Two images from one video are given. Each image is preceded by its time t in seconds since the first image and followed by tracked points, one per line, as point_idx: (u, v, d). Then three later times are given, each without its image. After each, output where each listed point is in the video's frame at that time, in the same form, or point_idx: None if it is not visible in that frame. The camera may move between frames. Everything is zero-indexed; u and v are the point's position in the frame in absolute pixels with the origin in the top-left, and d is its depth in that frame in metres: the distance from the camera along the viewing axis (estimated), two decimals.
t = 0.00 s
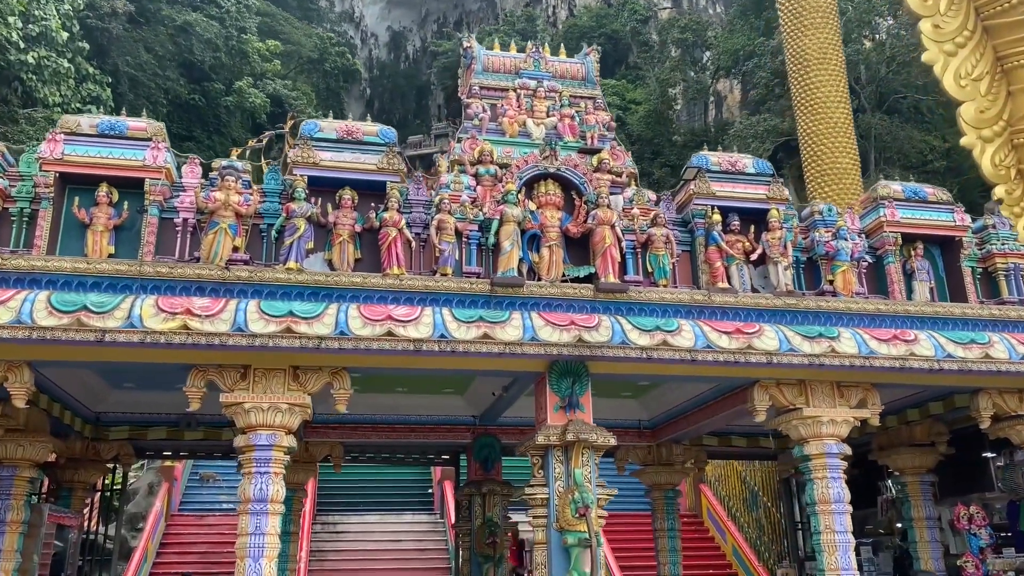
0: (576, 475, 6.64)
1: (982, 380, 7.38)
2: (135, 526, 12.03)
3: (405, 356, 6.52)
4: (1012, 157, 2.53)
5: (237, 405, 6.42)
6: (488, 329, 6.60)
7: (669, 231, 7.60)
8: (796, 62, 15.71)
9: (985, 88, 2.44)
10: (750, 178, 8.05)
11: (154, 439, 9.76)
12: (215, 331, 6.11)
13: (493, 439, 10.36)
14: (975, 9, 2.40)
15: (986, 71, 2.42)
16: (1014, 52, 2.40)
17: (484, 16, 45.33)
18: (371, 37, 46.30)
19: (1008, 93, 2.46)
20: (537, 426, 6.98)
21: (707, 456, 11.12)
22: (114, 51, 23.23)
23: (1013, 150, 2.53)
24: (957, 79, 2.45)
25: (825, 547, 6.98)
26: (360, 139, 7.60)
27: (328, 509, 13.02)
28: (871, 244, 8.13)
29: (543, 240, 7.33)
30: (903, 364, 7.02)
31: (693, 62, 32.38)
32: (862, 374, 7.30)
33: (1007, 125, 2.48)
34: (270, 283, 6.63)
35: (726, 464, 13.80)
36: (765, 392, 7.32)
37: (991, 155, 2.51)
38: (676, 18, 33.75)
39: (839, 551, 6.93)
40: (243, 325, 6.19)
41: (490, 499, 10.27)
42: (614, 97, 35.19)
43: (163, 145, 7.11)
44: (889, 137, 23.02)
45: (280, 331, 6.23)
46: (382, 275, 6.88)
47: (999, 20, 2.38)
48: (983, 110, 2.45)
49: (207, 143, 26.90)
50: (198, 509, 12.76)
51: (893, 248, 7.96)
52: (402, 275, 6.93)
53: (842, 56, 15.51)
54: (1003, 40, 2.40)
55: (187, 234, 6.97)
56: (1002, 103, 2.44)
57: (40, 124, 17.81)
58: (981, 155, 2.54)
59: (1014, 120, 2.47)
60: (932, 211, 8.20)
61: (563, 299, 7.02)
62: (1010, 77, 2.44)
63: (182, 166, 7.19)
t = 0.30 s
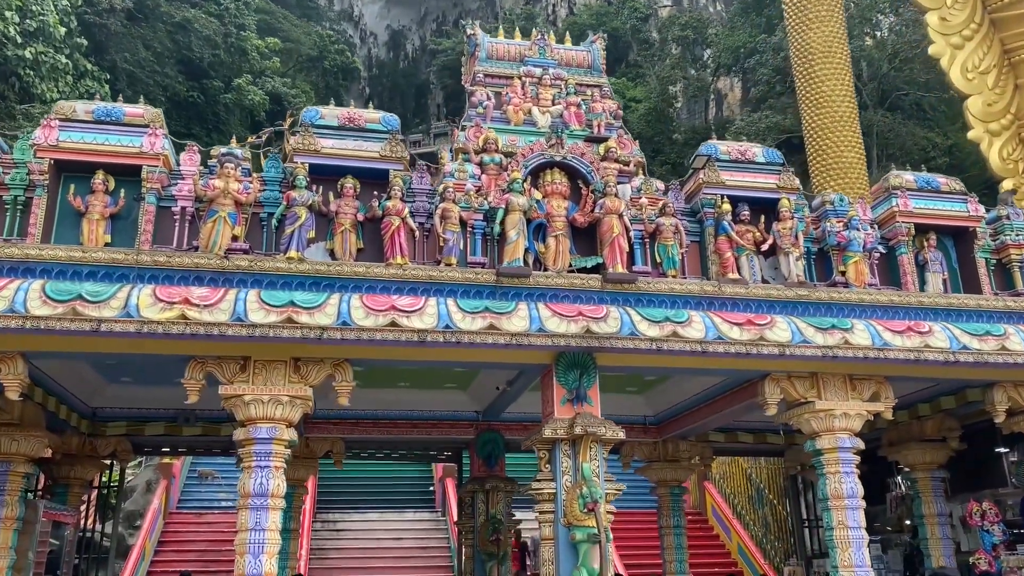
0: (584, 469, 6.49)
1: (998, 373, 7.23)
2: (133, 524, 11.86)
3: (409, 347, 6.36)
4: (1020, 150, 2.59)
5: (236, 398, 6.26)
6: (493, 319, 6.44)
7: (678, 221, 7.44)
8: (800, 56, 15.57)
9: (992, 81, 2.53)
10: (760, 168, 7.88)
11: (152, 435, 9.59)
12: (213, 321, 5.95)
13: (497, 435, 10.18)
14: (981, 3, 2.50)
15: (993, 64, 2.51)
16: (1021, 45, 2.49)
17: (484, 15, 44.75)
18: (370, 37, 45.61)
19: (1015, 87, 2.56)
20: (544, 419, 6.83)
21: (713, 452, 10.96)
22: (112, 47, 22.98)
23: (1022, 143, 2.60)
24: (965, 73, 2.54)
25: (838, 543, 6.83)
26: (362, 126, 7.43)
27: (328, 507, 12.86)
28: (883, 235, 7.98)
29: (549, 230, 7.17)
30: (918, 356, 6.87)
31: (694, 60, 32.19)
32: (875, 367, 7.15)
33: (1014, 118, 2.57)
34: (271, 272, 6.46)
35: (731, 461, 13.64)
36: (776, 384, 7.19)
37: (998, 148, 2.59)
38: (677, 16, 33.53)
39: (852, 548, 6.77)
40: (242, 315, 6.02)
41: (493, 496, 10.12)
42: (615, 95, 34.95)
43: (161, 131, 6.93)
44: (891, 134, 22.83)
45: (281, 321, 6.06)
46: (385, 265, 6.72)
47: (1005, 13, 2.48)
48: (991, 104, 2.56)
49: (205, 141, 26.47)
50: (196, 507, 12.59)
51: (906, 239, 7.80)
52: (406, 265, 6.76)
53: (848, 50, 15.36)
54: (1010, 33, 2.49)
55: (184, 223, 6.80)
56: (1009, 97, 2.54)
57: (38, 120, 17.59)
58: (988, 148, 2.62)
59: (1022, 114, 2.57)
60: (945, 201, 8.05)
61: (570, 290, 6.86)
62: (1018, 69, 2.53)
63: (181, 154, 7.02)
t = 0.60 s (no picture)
0: (592, 468, 6.31)
1: (1015, 368, 7.06)
2: (130, 524, 11.68)
3: (412, 341, 6.19)
4: None
5: (234, 394, 6.07)
6: (499, 313, 6.27)
7: (687, 213, 7.25)
8: (806, 51, 15.38)
9: (1000, 75, 2.59)
10: (772, 159, 7.68)
11: (149, 433, 9.40)
12: (211, 315, 5.77)
13: (500, 434, 9.99)
14: None
15: (1000, 58, 2.58)
16: None
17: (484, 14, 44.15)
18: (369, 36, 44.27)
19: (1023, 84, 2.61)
20: (550, 416, 6.65)
21: (719, 451, 10.77)
22: (111, 44, 22.72)
23: None
24: (973, 67, 2.60)
25: (852, 543, 6.65)
26: (363, 116, 7.20)
27: (328, 506, 12.68)
28: (897, 228, 7.79)
29: (555, 222, 6.99)
30: (934, 351, 6.69)
31: (695, 58, 32.00)
32: (890, 362, 6.98)
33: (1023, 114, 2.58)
34: (269, 265, 6.28)
35: (737, 460, 13.46)
36: (788, 380, 7.01)
37: (1008, 142, 2.57)
38: (678, 14, 33.28)
39: (866, 548, 6.59)
40: (240, 309, 5.84)
41: (498, 495, 9.88)
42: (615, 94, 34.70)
43: (156, 120, 6.73)
44: (894, 131, 22.63)
45: (280, 315, 5.88)
46: (387, 258, 6.53)
47: (1011, 9, 2.57)
48: (999, 97, 2.59)
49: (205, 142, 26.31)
50: (194, 507, 12.40)
51: (920, 232, 7.63)
52: (408, 258, 6.58)
53: (854, 44, 15.18)
54: (1017, 27, 2.59)
55: (181, 215, 6.62)
56: (1017, 91, 2.57)
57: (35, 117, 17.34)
58: (996, 143, 2.60)
59: None
60: (960, 193, 7.86)
61: (576, 284, 6.68)
62: None
63: (177, 143, 6.82)
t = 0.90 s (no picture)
0: (603, 463, 6.16)
1: None
2: (129, 522, 11.53)
3: (417, 333, 6.04)
4: None
5: (235, 386, 5.91)
6: (506, 304, 6.11)
7: (698, 202, 7.09)
8: (812, 44, 15.22)
9: (1009, 68, 2.59)
10: (784, 148, 7.53)
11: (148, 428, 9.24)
12: (211, 305, 5.61)
13: (504, 430, 9.85)
14: None
15: (1009, 52, 2.59)
16: None
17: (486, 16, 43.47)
18: (369, 34, 40.41)
19: None
20: (558, 410, 6.49)
21: (727, 448, 10.61)
22: (110, 41, 22.46)
23: None
24: (981, 59, 2.62)
25: (868, 541, 6.50)
26: (366, 103, 7.03)
27: (330, 504, 12.52)
28: (911, 219, 7.64)
29: (563, 212, 6.83)
30: (951, 344, 6.55)
31: (697, 56, 31.82)
32: (906, 355, 6.83)
33: None
34: (271, 255, 6.12)
35: (744, 457, 13.31)
36: (801, 374, 6.85)
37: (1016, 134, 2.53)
38: (680, 12, 33.08)
39: (882, 545, 6.44)
40: (241, 299, 5.68)
41: (502, 492, 9.73)
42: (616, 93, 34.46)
43: (155, 106, 6.56)
44: (898, 128, 22.42)
45: (282, 306, 5.73)
46: (392, 248, 6.37)
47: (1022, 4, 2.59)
48: (1008, 91, 2.58)
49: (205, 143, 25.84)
50: (194, 505, 12.25)
51: (935, 223, 7.47)
52: (413, 248, 6.42)
53: (860, 37, 15.02)
54: None
55: (180, 203, 6.47)
56: None
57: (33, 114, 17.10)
58: (1006, 136, 2.56)
59: None
60: (975, 183, 7.71)
61: (586, 275, 6.52)
62: None
63: (176, 130, 6.65)
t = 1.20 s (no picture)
0: (613, 459, 6.00)
1: None
2: (127, 521, 11.37)
3: (423, 326, 5.88)
4: None
5: (236, 381, 5.76)
6: (514, 297, 5.95)
7: (709, 193, 6.92)
8: (818, 39, 15.05)
9: (1018, 62, 2.78)
10: (797, 139, 7.36)
11: (147, 426, 9.08)
12: (211, 296, 5.45)
13: (509, 427, 9.67)
14: None
15: (1019, 45, 2.78)
16: None
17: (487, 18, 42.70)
18: (370, 33, 39.18)
19: None
20: (567, 406, 6.34)
21: (735, 446, 10.45)
22: (110, 38, 22.06)
23: None
24: (990, 54, 2.83)
25: (884, 540, 6.35)
26: (370, 92, 6.85)
27: (331, 503, 12.36)
28: (926, 211, 7.48)
29: (571, 204, 6.67)
30: (970, 338, 6.38)
31: (698, 54, 31.65)
32: (922, 349, 6.67)
33: None
34: (273, 246, 5.97)
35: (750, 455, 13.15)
36: (815, 369, 6.70)
37: None
38: (682, 9, 32.85)
39: (899, 544, 6.29)
40: (242, 290, 5.52)
41: (507, 491, 9.56)
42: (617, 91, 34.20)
43: (154, 94, 6.37)
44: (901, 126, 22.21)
45: (284, 298, 5.57)
46: (396, 239, 6.21)
47: None
48: (1017, 85, 2.77)
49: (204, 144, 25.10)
50: (193, 504, 12.07)
51: (951, 215, 7.31)
52: (418, 240, 6.26)
53: (867, 31, 14.85)
54: None
55: (180, 193, 6.31)
56: None
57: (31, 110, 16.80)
58: (1015, 131, 2.76)
59: None
60: (991, 175, 7.56)
61: (595, 268, 6.36)
62: None
63: (176, 118, 6.47)
